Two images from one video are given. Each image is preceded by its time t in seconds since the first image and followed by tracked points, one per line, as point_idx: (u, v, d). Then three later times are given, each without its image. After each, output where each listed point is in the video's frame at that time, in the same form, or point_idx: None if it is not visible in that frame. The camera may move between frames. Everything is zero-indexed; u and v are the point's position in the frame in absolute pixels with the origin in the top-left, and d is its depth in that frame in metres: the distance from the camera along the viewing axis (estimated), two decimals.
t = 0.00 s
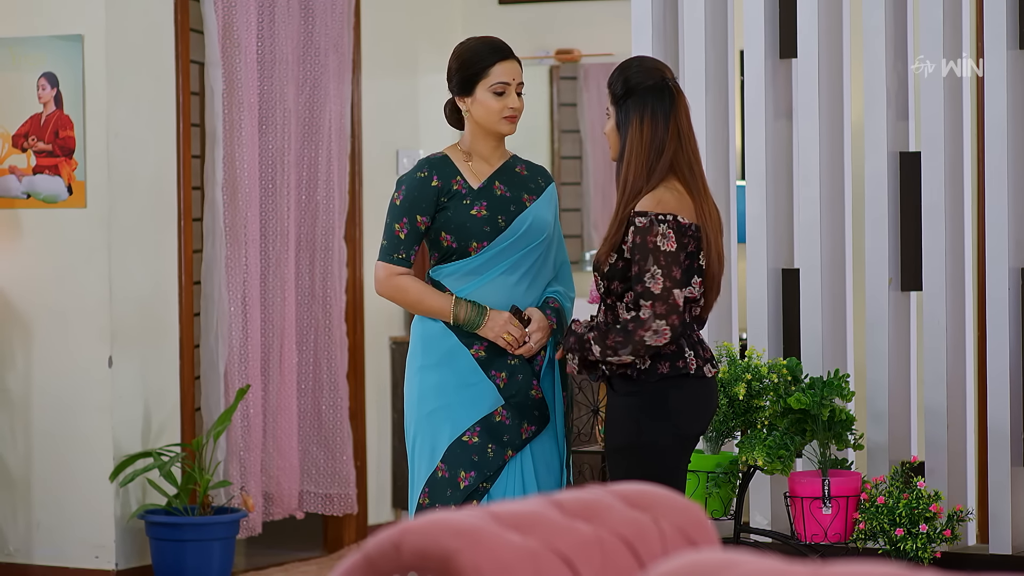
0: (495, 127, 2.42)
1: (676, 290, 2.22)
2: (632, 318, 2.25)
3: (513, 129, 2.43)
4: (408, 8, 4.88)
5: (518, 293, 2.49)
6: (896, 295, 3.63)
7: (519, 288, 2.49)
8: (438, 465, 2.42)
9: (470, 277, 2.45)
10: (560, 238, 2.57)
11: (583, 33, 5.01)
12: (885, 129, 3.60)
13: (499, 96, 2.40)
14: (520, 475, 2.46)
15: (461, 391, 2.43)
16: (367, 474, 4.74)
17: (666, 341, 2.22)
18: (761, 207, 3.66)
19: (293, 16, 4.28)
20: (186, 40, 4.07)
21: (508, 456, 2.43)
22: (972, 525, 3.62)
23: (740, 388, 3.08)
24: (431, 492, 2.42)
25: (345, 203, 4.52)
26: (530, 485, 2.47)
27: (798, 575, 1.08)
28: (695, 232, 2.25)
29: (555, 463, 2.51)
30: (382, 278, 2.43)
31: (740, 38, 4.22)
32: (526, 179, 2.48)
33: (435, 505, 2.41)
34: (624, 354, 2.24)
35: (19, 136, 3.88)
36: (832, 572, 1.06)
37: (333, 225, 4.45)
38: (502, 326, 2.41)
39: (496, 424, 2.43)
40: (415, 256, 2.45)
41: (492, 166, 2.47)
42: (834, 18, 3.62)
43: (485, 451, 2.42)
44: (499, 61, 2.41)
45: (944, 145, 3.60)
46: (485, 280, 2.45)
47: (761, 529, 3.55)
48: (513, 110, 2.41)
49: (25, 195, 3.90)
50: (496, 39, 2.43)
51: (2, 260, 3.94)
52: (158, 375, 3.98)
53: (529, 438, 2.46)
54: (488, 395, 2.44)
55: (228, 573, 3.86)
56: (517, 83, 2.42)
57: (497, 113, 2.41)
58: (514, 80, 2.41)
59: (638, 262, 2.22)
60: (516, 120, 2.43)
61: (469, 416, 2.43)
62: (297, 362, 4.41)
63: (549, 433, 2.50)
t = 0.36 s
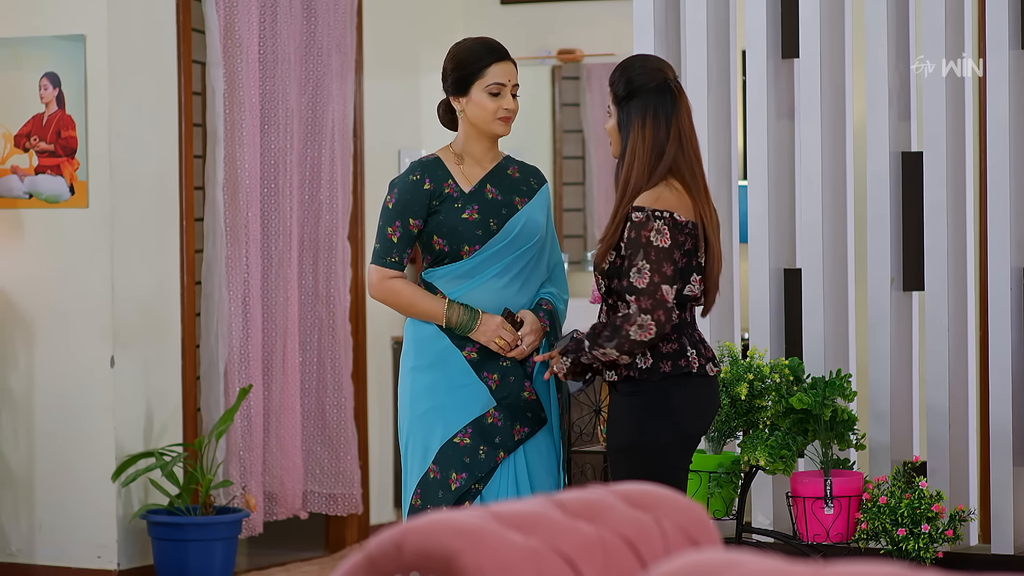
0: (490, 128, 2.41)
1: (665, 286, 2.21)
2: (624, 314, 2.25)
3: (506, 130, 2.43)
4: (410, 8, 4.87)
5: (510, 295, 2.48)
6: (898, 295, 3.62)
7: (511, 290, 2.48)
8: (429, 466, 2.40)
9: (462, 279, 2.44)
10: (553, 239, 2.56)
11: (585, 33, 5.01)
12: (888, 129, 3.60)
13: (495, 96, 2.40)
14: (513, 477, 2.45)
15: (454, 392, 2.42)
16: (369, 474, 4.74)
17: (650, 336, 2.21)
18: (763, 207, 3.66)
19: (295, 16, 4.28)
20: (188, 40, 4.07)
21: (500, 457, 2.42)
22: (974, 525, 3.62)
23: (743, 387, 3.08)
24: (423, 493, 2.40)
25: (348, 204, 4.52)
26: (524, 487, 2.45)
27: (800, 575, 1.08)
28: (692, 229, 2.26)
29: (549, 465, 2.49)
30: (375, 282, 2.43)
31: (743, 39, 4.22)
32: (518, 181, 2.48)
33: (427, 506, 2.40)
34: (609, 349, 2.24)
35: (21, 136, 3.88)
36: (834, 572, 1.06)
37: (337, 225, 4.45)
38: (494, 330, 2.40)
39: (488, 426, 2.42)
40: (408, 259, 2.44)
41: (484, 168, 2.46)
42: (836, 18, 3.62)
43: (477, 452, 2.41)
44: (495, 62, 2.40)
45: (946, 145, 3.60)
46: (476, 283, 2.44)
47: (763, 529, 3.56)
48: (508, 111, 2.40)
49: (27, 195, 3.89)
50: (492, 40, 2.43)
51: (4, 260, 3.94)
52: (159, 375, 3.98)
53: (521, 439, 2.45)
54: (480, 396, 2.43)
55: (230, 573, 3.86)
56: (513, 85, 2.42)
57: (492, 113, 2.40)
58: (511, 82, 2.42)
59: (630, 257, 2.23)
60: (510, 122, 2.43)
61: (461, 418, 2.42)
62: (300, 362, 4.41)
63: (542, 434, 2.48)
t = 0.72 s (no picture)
0: (487, 129, 2.41)
1: (670, 284, 2.22)
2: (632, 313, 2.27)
3: (504, 131, 2.43)
4: (414, 8, 4.87)
5: (507, 298, 2.47)
6: (901, 295, 3.63)
7: (507, 293, 2.47)
8: (425, 468, 2.41)
9: (457, 281, 2.44)
10: (551, 240, 2.55)
11: (587, 33, 5.00)
12: (891, 129, 3.59)
13: (494, 97, 2.40)
14: (511, 479, 2.44)
15: (450, 394, 2.42)
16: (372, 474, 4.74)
17: (653, 334, 2.22)
18: (767, 207, 3.66)
19: (299, 16, 4.28)
20: (192, 40, 4.07)
21: (497, 459, 2.41)
22: (976, 525, 3.63)
23: (746, 388, 3.07)
24: (419, 495, 2.41)
25: (352, 204, 4.53)
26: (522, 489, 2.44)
27: (803, 575, 1.08)
28: (702, 230, 2.28)
29: (548, 466, 2.49)
30: (372, 284, 2.42)
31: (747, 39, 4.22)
32: (515, 183, 2.48)
33: (422, 508, 2.40)
34: (614, 348, 2.26)
35: (24, 136, 3.88)
36: (837, 572, 1.06)
37: (341, 226, 4.46)
38: (491, 333, 2.40)
39: (484, 427, 2.41)
40: (404, 261, 2.44)
41: (481, 170, 2.46)
42: (839, 19, 3.62)
43: (473, 454, 2.41)
44: (493, 63, 2.40)
45: (949, 145, 3.61)
46: (472, 285, 2.43)
47: (766, 528, 3.56)
48: (506, 112, 2.40)
49: (31, 195, 3.90)
50: (491, 42, 2.43)
51: (8, 259, 3.94)
52: (163, 375, 3.98)
53: (519, 441, 2.44)
54: (476, 398, 2.43)
55: (234, 573, 3.86)
56: (512, 87, 2.42)
57: (490, 114, 2.40)
58: (510, 83, 2.42)
59: (639, 255, 2.24)
60: (508, 123, 2.43)
61: (457, 419, 2.42)
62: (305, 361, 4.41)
63: (541, 436, 2.47)
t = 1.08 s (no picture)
0: (487, 129, 2.41)
1: (687, 285, 2.23)
2: (647, 317, 2.26)
3: (504, 133, 2.43)
4: (416, 7, 4.87)
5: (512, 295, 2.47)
6: (905, 295, 3.63)
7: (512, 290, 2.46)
8: (432, 468, 2.39)
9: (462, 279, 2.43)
10: (554, 239, 2.57)
11: (590, 33, 5.01)
12: (895, 129, 3.59)
13: (497, 96, 2.40)
14: (515, 478, 2.44)
15: (456, 393, 2.41)
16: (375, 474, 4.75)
17: (675, 337, 2.23)
18: (770, 207, 3.66)
19: (303, 16, 4.28)
20: (194, 40, 4.07)
21: (503, 459, 2.40)
22: (979, 525, 3.63)
23: (750, 388, 3.07)
24: (426, 495, 2.39)
25: (355, 204, 4.53)
26: (526, 488, 2.45)
27: (806, 575, 1.08)
28: (710, 228, 2.28)
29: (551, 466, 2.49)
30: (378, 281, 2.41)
31: (750, 39, 4.23)
32: (517, 181, 2.48)
33: (429, 508, 2.38)
34: (637, 354, 2.25)
35: (27, 136, 3.88)
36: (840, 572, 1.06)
37: (345, 226, 4.46)
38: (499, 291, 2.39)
39: (490, 427, 2.41)
40: (410, 260, 2.43)
41: (482, 168, 2.47)
42: (843, 19, 3.62)
43: (479, 453, 2.40)
44: (499, 63, 2.41)
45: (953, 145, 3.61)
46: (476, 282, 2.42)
47: (769, 529, 3.56)
48: (508, 113, 2.41)
49: (34, 195, 3.90)
50: (498, 42, 2.44)
51: (11, 259, 3.94)
52: (166, 374, 3.98)
53: (524, 441, 2.43)
54: (482, 398, 2.42)
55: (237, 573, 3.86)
56: (515, 89, 2.42)
57: (493, 113, 2.40)
58: (514, 85, 2.41)
59: (652, 257, 2.24)
60: (509, 124, 2.43)
61: (464, 419, 2.41)
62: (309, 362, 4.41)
63: (545, 436, 2.47)
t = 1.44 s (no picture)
0: (502, 130, 2.41)
1: (696, 285, 2.22)
2: (655, 319, 2.26)
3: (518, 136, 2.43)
4: (417, 7, 4.87)
5: (522, 294, 2.48)
6: (905, 295, 3.63)
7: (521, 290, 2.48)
8: (443, 467, 2.39)
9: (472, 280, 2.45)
10: (565, 236, 2.57)
11: (591, 33, 5.01)
12: (895, 130, 3.60)
13: (513, 98, 2.39)
14: (525, 477, 2.45)
15: (467, 393, 2.41)
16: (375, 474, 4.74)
17: (685, 338, 2.22)
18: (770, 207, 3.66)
19: (304, 16, 4.27)
20: (195, 41, 4.07)
21: (514, 458, 2.41)
22: (979, 525, 3.63)
23: (751, 388, 3.07)
24: (436, 494, 2.39)
25: (355, 204, 4.53)
26: (536, 486, 2.45)
27: (806, 574, 1.08)
28: (717, 228, 2.28)
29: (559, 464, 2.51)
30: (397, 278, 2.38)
31: (751, 38, 4.23)
32: (529, 179, 2.49)
33: (440, 507, 2.38)
34: (646, 355, 2.25)
35: (28, 136, 3.88)
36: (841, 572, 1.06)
37: (345, 226, 4.46)
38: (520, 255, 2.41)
39: (502, 426, 2.41)
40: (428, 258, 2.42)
41: (495, 167, 2.46)
42: (843, 19, 3.62)
43: (491, 453, 2.40)
44: (515, 65, 2.39)
45: (953, 145, 3.61)
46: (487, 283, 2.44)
47: (770, 528, 3.56)
48: (523, 115, 2.40)
49: (34, 195, 3.90)
50: (512, 41, 2.42)
51: (12, 259, 3.94)
52: (167, 375, 3.98)
53: (535, 440, 2.44)
54: (493, 397, 2.42)
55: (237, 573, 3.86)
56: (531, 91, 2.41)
57: (508, 115, 2.39)
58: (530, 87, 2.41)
59: (660, 258, 2.23)
60: (523, 125, 2.43)
61: (475, 419, 2.41)
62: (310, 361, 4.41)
63: (554, 434, 2.49)
